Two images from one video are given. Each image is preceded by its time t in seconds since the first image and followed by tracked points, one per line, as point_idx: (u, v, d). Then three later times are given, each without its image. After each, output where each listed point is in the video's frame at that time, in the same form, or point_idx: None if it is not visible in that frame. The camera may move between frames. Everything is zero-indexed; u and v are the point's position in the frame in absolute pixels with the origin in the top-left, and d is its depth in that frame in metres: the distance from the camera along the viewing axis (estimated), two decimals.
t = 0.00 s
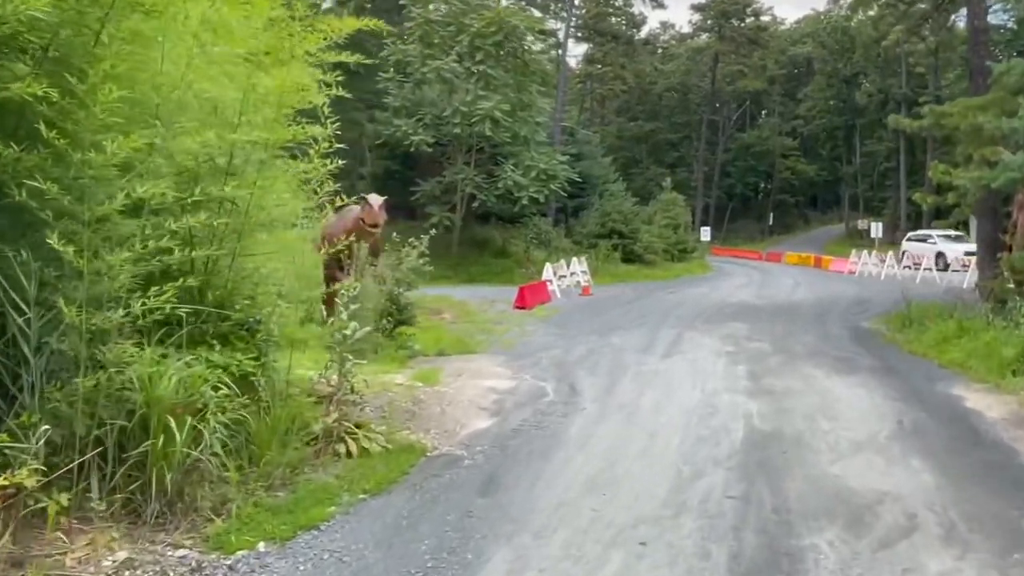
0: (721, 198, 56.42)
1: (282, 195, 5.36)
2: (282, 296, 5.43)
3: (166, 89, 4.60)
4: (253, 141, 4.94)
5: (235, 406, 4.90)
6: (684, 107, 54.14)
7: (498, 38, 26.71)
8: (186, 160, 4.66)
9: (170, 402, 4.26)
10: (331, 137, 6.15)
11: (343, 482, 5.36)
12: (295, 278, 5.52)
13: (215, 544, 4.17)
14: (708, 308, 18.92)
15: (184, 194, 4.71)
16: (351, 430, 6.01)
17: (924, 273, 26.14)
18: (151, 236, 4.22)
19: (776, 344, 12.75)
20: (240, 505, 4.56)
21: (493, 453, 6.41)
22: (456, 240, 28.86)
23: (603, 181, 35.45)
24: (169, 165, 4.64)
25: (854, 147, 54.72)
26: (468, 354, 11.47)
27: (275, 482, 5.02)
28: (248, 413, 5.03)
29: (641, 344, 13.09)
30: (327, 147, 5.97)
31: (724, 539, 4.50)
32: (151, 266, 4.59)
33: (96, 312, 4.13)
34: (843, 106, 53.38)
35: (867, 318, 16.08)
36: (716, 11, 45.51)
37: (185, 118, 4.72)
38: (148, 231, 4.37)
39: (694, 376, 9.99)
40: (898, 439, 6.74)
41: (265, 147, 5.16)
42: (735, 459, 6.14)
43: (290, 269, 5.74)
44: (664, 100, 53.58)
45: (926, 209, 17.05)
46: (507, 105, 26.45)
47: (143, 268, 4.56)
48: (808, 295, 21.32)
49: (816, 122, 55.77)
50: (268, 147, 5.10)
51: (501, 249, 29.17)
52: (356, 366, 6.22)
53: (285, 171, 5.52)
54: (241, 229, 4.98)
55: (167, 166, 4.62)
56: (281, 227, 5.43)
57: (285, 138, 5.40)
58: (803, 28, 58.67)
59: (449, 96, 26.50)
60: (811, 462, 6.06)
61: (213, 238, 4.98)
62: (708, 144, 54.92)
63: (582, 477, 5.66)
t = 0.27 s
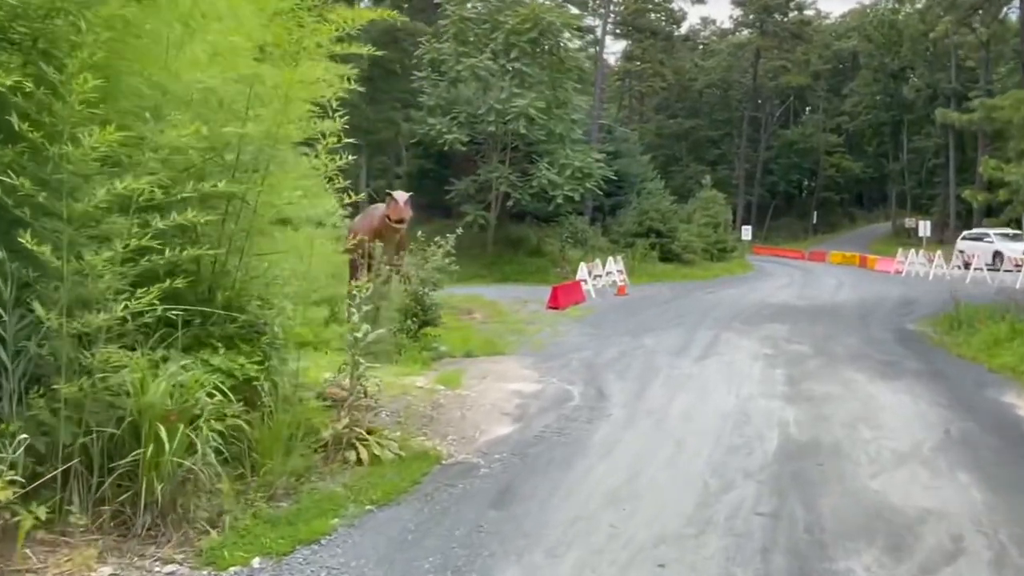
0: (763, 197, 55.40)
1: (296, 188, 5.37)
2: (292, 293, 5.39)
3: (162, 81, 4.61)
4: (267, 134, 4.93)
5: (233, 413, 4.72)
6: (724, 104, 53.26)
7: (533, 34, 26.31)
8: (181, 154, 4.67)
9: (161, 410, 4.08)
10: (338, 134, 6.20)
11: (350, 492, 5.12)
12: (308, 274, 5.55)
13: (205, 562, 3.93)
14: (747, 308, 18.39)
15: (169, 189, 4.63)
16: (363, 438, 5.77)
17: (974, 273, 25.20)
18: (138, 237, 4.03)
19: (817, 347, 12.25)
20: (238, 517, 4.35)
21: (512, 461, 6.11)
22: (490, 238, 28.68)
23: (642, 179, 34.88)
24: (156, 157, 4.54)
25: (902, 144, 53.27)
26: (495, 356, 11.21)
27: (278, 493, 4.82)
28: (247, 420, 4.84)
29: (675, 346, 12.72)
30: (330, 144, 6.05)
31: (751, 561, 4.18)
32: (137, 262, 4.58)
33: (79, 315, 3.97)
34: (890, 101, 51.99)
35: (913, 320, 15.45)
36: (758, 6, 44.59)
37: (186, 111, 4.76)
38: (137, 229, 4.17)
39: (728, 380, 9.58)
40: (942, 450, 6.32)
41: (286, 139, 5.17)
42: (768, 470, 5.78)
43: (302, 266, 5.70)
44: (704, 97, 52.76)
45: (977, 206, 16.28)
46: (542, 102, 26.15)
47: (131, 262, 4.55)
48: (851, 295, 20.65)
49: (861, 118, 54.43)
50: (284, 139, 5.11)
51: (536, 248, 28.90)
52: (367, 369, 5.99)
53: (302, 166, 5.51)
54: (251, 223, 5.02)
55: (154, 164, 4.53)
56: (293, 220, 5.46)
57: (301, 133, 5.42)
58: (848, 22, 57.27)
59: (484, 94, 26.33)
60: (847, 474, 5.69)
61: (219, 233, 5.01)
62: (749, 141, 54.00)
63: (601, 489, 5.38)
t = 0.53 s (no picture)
0: (811, 195, 54.17)
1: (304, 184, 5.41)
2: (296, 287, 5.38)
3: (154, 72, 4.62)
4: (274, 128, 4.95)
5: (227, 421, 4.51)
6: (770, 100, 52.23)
7: (571, 30, 25.97)
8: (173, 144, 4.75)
9: (144, 421, 3.86)
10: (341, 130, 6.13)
11: (354, 506, 4.85)
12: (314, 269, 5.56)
13: None
14: (791, 310, 17.81)
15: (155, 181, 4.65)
16: (372, 448, 5.51)
17: None
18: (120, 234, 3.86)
19: (863, 351, 11.71)
20: (230, 534, 4.11)
21: (529, 472, 5.82)
22: (529, 238, 28.43)
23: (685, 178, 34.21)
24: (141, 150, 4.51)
25: (957, 139, 51.57)
26: (525, 359, 10.94)
27: (277, 507, 4.57)
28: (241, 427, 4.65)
29: (713, 349, 12.31)
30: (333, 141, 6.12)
31: None
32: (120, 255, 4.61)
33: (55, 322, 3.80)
34: (944, 96, 50.40)
35: (967, 323, 14.73)
36: None
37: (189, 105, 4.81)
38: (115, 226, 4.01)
39: (766, 387, 9.13)
40: (995, 468, 5.85)
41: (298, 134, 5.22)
42: (801, 489, 5.41)
43: (308, 264, 5.64)
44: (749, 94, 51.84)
45: None
46: (581, 99, 25.83)
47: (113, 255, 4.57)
48: (902, 296, 19.88)
49: (914, 113, 52.87)
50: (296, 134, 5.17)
51: (575, 248, 28.55)
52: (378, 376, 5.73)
53: (304, 162, 5.49)
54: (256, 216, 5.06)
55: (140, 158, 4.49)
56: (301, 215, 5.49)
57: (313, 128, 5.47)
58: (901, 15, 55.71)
59: (522, 91, 26.16)
60: (888, 495, 5.29)
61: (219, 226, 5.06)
62: (796, 138, 52.92)
63: (620, 507, 5.07)
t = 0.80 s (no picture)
0: (849, 192, 53.06)
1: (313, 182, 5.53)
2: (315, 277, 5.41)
3: (139, 65, 4.61)
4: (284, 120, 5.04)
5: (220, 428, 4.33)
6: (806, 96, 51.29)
7: (600, 26, 25.63)
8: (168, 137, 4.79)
9: (128, 429, 3.69)
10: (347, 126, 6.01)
11: (356, 517, 4.63)
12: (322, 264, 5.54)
13: None
14: (826, 311, 17.30)
15: (144, 178, 4.59)
16: (378, 455, 5.30)
17: None
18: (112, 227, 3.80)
19: (900, 354, 11.26)
20: (221, 548, 3.95)
21: (542, 482, 5.59)
22: (558, 237, 28.16)
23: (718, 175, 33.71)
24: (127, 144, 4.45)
25: (1001, 135, 50.11)
26: (547, 361, 10.69)
27: (273, 518, 4.36)
28: (235, 433, 4.46)
29: (743, 352, 11.96)
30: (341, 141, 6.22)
31: None
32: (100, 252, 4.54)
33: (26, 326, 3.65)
34: (988, 90, 48.99)
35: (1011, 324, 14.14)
36: None
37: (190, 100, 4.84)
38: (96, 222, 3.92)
39: (798, 392, 8.76)
40: None
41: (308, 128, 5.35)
42: (827, 504, 5.12)
43: (314, 260, 5.58)
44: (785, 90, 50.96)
45: None
46: (610, 96, 25.50)
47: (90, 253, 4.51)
48: (942, 296, 19.23)
49: (957, 108, 51.48)
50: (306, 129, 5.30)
51: (605, 247, 28.22)
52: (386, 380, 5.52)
53: (300, 154, 5.44)
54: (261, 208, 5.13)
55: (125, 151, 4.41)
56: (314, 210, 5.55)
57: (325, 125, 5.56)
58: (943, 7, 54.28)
59: (550, 89, 25.91)
60: (922, 513, 4.99)
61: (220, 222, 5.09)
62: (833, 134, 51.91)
63: (632, 526, 4.83)
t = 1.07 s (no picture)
0: (894, 188, 51.72)
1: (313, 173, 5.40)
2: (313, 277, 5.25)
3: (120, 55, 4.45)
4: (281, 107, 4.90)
5: (209, 437, 4.13)
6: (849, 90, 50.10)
7: (634, 21, 25.24)
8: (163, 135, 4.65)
9: (106, 442, 3.51)
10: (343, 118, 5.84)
11: (356, 531, 4.38)
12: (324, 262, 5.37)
13: None
14: (868, 311, 16.70)
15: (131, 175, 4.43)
16: (384, 465, 5.06)
17: None
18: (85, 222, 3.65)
19: (945, 357, 10.74)
20: (207, 565, 3.74)
21: (557, 493, 5.32)
22: (591, 235, 27.83)
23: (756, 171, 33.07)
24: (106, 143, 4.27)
25: None
26: (573, 364, 10.39)
27: (266, 533, 4.13)
28: (228, 443, 4.24)
29: (778, 354, 11.53)
30: (335, 137, 6.09)
31: None
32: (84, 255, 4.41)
33: None
34: None
35: None
36: None
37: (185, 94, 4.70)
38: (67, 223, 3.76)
39: (834, 396, 8.35)
40: None
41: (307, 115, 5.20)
42: (862, 520, 4.77)
43: (317, 257, 5.41)
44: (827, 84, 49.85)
45: None
46: (644, 92, 25.07)
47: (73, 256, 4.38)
48: (990, 296, 18.48)
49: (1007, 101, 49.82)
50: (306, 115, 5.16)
51: (640, 245, 27.80)
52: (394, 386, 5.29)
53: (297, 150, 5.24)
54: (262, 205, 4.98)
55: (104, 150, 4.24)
56: (315, 207, 5.40)
57: (323, 114, 5.43)
58: None
59: (582, 85, 25.59)
60: (968, 533, 4.60)
61: (221, 223, 4.97)
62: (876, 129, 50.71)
63: (650, 541, 4.54)
